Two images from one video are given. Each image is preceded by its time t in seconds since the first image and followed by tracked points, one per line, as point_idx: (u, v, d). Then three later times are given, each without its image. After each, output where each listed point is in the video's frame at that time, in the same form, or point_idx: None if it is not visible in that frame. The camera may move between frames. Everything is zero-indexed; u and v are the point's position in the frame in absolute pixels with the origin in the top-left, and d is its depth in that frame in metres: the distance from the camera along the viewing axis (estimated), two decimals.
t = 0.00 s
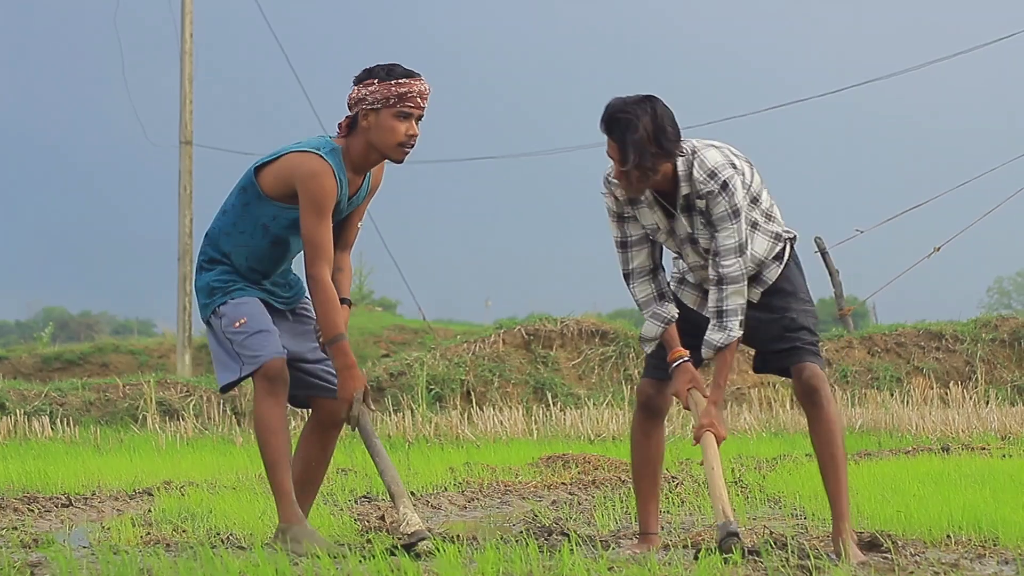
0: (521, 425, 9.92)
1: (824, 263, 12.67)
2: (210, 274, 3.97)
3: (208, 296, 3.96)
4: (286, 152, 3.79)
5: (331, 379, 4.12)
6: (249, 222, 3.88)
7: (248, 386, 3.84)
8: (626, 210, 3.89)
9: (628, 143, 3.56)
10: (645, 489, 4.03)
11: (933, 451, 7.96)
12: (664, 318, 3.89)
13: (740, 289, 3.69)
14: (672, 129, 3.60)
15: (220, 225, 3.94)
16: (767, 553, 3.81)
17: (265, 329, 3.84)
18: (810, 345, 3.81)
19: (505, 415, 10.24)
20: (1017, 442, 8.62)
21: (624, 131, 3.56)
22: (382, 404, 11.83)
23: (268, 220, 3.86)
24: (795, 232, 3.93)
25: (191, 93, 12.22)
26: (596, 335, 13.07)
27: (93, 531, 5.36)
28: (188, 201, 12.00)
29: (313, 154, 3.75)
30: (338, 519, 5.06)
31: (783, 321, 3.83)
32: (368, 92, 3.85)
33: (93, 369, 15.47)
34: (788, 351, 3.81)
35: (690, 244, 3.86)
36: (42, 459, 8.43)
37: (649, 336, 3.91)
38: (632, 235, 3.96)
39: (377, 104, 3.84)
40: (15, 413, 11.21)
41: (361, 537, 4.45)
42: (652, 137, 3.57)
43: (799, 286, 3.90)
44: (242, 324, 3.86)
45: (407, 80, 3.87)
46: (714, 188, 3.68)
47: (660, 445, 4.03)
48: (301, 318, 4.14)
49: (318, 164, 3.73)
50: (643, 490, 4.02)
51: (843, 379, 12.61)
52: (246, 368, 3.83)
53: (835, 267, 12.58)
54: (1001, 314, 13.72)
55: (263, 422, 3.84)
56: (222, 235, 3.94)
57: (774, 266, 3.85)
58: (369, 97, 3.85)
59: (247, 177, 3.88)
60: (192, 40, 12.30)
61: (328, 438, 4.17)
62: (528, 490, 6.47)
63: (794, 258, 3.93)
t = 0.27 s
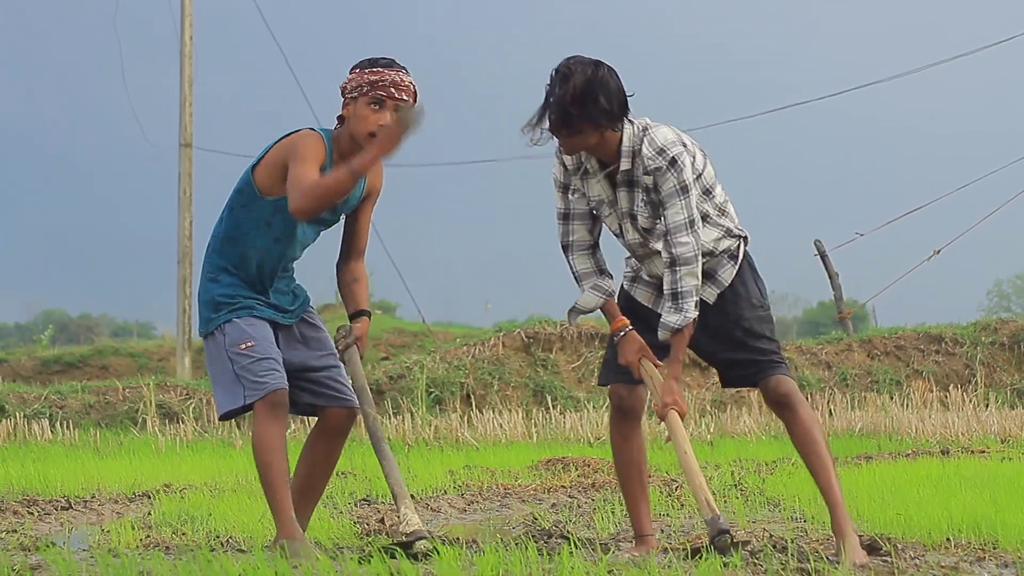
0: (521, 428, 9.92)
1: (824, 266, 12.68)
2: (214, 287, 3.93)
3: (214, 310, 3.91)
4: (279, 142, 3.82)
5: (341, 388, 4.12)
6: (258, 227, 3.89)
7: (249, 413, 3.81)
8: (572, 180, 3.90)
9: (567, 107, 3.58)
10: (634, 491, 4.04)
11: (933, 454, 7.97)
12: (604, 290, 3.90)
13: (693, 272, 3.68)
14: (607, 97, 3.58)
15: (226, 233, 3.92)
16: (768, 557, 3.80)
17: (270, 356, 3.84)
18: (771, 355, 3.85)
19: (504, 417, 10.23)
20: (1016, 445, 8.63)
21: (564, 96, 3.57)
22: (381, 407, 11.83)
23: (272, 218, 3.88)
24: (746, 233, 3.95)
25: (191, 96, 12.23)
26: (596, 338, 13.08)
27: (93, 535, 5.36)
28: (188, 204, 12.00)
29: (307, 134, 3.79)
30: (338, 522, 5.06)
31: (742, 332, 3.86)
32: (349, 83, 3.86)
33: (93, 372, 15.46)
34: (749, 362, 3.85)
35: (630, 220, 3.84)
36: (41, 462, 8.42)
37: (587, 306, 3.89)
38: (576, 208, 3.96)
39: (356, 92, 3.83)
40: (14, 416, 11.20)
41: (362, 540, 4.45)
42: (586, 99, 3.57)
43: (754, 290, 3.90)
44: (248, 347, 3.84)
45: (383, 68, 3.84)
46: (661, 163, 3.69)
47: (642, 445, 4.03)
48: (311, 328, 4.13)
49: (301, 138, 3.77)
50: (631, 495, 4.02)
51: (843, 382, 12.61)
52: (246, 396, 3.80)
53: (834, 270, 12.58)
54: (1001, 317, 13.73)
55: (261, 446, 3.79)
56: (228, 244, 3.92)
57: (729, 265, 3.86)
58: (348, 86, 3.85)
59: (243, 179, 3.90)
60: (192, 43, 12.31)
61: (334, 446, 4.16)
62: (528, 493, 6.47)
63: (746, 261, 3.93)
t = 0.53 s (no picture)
0: (520, 425, 9.92)
1: (823, 262, 12.67)
2: (212, 278, 3.92)
3: (210, 301, 3.90)
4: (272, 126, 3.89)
5: (336, 383, 4.13)
6: (258, 217, 3.90)
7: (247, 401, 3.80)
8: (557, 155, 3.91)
9: (550, 73, 3.62)
10: (632, 486, 4.01)
11: (932, 451, 7.98)
12: (597, 271, 3.91)
13: (669, 261, 3.69)
14: (590, 65, 3.62)
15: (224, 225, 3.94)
16: (767, 554, 3.80)
17: (268, 345, 3.83)
18: (752, 337, 3.86)
19: (503, 414, 10.23)
20: (1016, 442, 8.63)
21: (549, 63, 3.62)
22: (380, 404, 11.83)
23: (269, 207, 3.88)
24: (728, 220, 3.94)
25: (190, 92, 12.21)
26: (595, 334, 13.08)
27: (92, 532, 5.35)
28: (187, 201, 11.99)
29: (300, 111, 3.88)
30: (337, 520, 5.06)
31: (723, 312, 3.86)
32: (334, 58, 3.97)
33: (92, 369, 15.45)
34: (730, 346, 3.85)
35: (610, 199, 3.83)
36: (40, 459, 8.41)
37: (580, 287, 3.91)
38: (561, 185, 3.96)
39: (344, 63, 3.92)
40: (14, 413, 11.19)
41: (361, 537, 4.45)
42: (568, 66, 3.61)
43: (737, 275, 3.90)
44: (246, 336, 3.83)
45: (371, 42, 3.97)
46: (643, 149, 3.66)
47: (641, 441, 4.02)
48: (309, 323, 4.13)
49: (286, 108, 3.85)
50: (630, 490, 4.00)
51: (842, 379, 12.61)
52: (246, 384, 3.79)
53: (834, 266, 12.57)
54: (1000, 314, 13.74)
55: (256, 433, 3.76)
56: (226, 236, 3.93)
57: (712, 249, 3.86)
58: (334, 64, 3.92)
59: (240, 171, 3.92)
60: (191, 39, 12.29)
61: (328, 441, 4.16)
62: (528, 490, 6.47)
63: (725, 249, 3.91)
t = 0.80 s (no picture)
0: (521, 427, 9.92)
1: (824, 264, 12.67)
2: (199, 274, 3.95)
3: (195, 297, 3.94)
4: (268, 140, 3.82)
5: (322, 381, 4.12)
6: (247, 223, 3.92)
7: (226, 398, 3.84)
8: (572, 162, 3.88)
9: (574, 83, 3.60)
10: (632, 491, 4.02)
11: (932, 452, 7.98)
12: (617, 278, 3.86)
13: (694, 263, 3.72)
14: (611, 73, 3.62)
15: (211, 222, 3.96)
16: (768, 556, 3.80)
17: (250, 342, 3.84)
18: (760, 339, 3.87)
19: (504, 416, 10.23)
20: (1016, 443, 8.63)
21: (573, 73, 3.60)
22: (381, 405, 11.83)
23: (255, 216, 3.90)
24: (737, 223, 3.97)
25: (190, 94, 12.22)
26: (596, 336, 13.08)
27: (93, 533, 5.36)
28: (188, 203, 11.99)
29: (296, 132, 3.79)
30: (337, 521, 5.06)
31: (730, 314, 3.86)
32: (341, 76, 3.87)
33: (93, 371, 15.46)
34: (737, 346, 3.85)
35: (626, 203, 3.84)
36: (41, 461, 8.41)
37: (599, 292, 3.88)
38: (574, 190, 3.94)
39: (358, 85, 3.85)
40: (14, 415, 11.20)
41: (361, 540, 4.45)
42: (591, 74, 3.60)
43: (743, 274, 3.92)
44: (227, 331, 3.86)
45: (379, 58, 3.89)
46: (665, 151, 3.70)
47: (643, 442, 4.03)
48: (294, 321, 4.13)
49: (295, 135, 3.76)
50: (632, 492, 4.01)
51: (843, 380, 12.61)
52: (227, 378, 3.83)
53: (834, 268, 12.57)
54: (1000, 316, 13.74)
55: (229, 433, 3.83)
56: (212, 234, 3.96)
57: (721, 250, 3.86)
58: (347, 81, 3.86)
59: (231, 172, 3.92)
60: (191, 41, 12.30)
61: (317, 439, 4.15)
62: (528, 492, 6.47)
63: (734, 251, 3.93)
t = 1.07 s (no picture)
0: (521, 429, 9.92)
1: (824, 266, 12.67)
2: (182, 283, 3.93)
3: (180, 306, 3.92)
4: (257, 160, 3.79)
5: (310, 380, 4.13)
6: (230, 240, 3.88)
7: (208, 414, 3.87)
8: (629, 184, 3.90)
9: (642, 110, 3.61)
10: (638, 492, 3.99)
11: (933, 455, 7.98)
12: (665, 293, 3.86)
13: (753, 275, 3.79)
14: (678, 101, 3.63)
15: (195, 229, 3.92)
16: (770, 557, 3.81)
17: (234, 358, 3.87)
18: (788, 351, 3.88)
19: (504, 418, 10.23)
20: (1017, 446, 8.63)
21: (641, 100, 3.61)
22: (381, 408, 11.84)
23: (241, 233, 3.87)
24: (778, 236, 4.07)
25: (191, 96, 12.23)
26: (596, 338, 13.09)
27: (93, 535, 5.36)
28: (188, 204, 12.00)
29: (285, 162, 3.75)
30: (337, 524, 5.06)
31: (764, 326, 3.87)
32: (338, 102, 3.82)
33: (93, 373, 15.46)
34: (770, 357, 3.87)
35: (683, 222, 3.88)
36: (41, 463, 8.42)
37: (647, 308, 3.88)
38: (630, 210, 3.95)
39: (353, 118, 3.81)
40: (15, 416, 11.20)
41: (361, 541, 4.46)
42: (660, 102, 3.61)
43: (779, 287, 3.94)
44: (211, 345, 3.87)
45: (383, 97, 3.83)
46: (725, 170, 3.77)
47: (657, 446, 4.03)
48: (276, 322, 4.12)
49: (287, 169, 3.73)
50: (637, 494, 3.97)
51: (843, 383, 12.61)
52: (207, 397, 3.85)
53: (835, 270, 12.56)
54: (1001, 318, 13.74)
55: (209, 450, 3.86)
56: (196, 243, 3.92)
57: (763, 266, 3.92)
58: (342, 109, 3.81)
59: (219, 183, 3.86)
60: (191, 43, 12.31)
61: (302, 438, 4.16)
62: (528, 494, 6.47)
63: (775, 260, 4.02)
